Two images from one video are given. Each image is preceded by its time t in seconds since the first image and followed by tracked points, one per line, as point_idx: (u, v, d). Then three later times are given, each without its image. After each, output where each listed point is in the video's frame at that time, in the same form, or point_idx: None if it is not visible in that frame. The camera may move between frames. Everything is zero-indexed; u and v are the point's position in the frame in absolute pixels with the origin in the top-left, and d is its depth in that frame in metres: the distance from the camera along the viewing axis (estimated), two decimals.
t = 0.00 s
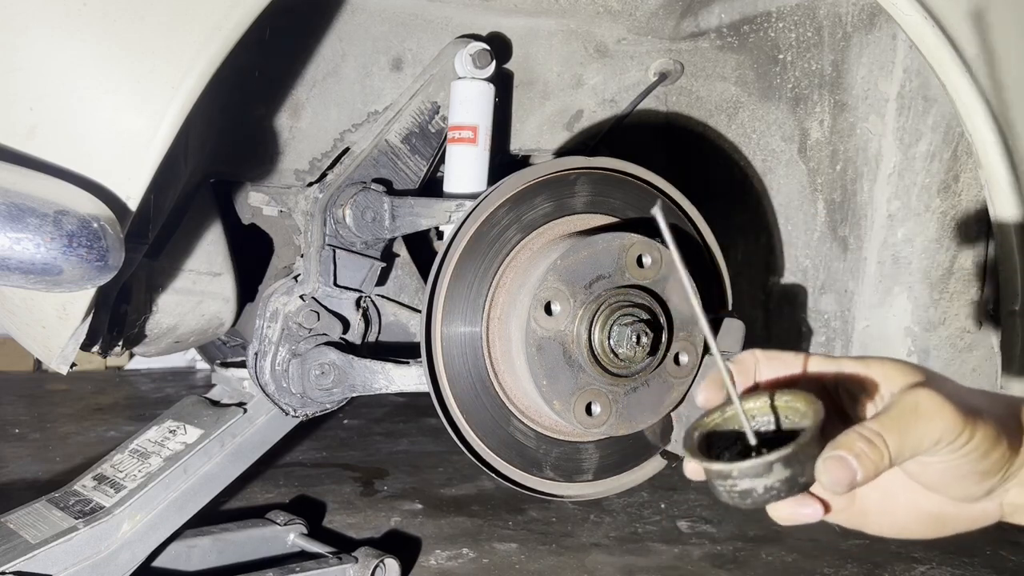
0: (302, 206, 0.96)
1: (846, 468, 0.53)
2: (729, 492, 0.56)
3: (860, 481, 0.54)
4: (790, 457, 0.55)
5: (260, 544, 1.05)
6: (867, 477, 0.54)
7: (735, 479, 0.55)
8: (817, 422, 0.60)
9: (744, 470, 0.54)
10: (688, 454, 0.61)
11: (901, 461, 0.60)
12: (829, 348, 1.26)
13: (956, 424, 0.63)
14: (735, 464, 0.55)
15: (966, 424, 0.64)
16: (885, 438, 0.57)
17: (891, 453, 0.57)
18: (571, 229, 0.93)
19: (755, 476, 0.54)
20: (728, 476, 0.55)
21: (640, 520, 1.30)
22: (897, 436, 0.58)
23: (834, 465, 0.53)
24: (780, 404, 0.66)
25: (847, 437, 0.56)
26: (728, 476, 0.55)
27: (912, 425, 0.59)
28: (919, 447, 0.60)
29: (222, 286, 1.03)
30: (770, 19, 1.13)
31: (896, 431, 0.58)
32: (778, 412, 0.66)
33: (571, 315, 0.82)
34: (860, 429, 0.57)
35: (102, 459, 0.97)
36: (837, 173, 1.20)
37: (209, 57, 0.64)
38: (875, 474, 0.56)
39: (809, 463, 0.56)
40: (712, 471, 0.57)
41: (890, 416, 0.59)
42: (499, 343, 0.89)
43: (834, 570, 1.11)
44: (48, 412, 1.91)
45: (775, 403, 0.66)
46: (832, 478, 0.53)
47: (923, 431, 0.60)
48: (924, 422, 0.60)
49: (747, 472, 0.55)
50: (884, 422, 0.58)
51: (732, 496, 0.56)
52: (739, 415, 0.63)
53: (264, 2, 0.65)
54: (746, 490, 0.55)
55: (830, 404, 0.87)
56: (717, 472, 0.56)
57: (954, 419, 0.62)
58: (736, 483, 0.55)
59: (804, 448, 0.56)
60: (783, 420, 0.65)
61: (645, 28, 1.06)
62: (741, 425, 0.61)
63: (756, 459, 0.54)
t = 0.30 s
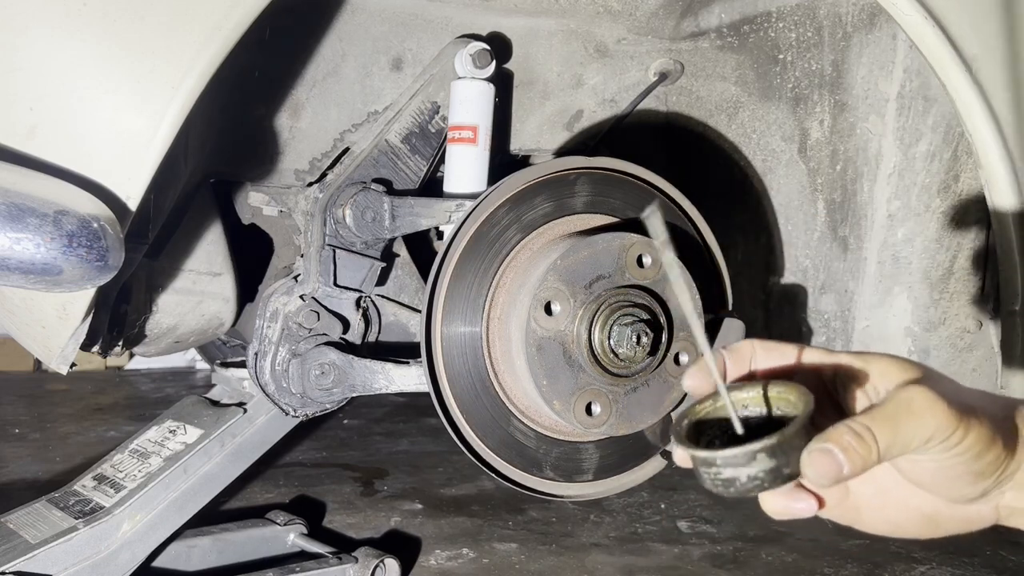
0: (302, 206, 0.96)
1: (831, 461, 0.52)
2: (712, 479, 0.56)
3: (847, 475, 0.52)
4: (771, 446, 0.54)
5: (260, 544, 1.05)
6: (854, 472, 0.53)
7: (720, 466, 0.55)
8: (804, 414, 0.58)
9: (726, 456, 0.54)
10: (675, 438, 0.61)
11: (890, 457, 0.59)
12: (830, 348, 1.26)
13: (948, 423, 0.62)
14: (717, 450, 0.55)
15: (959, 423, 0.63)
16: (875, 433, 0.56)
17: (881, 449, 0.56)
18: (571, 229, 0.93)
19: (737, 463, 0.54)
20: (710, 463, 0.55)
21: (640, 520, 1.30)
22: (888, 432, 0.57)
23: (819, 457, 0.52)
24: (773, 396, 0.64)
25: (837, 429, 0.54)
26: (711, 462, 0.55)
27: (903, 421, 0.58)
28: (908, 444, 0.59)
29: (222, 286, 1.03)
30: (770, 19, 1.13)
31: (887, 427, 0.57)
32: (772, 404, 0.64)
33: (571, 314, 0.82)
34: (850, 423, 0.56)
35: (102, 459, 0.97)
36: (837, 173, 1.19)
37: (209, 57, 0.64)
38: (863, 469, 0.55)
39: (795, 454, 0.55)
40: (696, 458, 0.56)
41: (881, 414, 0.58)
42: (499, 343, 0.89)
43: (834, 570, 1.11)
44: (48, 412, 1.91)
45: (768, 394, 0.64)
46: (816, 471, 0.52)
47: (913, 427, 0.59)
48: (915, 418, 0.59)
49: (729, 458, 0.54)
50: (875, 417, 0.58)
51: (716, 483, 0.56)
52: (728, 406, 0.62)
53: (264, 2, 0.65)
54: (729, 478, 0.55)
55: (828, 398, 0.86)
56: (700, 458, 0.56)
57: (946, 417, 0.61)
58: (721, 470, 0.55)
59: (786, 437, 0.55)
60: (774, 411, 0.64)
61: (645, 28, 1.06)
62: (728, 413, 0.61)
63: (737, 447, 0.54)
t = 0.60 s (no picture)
0: (302, 206, 0.96)
1: (822, 458, 0.51)
2: (703, 467, 0.56)
3: (834, 470, 0.51)
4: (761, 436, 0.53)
5: (260, 544, 1.05)
6: (842, 468, 0.52)
7: (710, 454, 0.55)
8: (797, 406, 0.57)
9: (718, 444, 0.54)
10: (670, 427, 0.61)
11: (883, 460, 0.57)
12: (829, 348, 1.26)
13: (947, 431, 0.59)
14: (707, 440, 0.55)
15: (958, 429, 0.61)
16: (869, 433, 0.54)
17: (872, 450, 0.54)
18: (571, 229, 0.93)
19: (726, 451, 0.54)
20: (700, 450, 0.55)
21: (640, 520, 1.30)
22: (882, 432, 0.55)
23: (809, 451, 0.51)
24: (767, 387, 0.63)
25: (831, 426, 0.53)
26: (701, 449, 0.55)
27: (900, 425, 0.56)
28: (902, 449, 0.58)
29: (222, 286, 1.03)
30: (770, 19, 1.12)
31: (882, 430, 0.55)
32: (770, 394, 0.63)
33: (571, 314, 0.82)
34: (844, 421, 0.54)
35: (102, 460, 0.97)
36: (837, 173, 1.19)
37: (209, 57, 0.64)
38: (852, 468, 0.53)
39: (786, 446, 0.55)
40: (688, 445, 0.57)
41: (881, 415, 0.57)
42: (499, 343, 0.89)
43: (834, 570, 1.11)
44: (48, 412, 1.91)
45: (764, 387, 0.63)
46: (805, 462, 0.51)
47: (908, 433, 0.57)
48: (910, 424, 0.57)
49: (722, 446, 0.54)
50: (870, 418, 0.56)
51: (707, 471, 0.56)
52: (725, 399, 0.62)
53: (264, 2, 0.65)
54: (719, 466, 0.55)
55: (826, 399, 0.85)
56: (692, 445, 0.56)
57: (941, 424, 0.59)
58: (711, 459, 0.55)
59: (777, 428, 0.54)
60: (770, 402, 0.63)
61: (645, 28, 1.06)
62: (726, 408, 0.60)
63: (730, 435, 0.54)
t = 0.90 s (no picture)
0: (302, 206, 0.96)
1: (811, 493, 0.51)
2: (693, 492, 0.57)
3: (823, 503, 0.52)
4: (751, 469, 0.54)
5: (260, 544, 1.05)
6: (832, 498, 0.53)
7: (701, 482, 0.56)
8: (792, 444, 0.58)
9: (710, 474, 0.55)
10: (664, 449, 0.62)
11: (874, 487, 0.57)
12: (829, 348, 1.26)
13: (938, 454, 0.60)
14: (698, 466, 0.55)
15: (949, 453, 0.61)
16: (856, 464, 0.55)
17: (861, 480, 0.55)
18: (571, 229, 0.93)
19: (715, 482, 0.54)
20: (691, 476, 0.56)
21: (640, 520, 1.30)
22: (870, 461, 0.56)
23: (798, 487, 0.51)
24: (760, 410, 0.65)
25: (818, 456, 0.53)
26: (693, 476, 0.56)
27: (890, 453, 0.57)
28: (892, 476, 0.58)
29: (222, 286, 1.03)
30: (770, 19, 1.12)
31: (871, 459, 0.56)
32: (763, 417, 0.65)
33: (571, 314, 0.82)
34: (833, 451, 0.55)
35: (102, 459, 0.97)
36: (837, 173, 1.19)
37: (209, 57, 0.64)
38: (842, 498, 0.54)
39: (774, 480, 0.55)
40: (680, 469, 0.58)
41: (869, 444, 0.57)
42: (499, 343, 0.89)
43: (834, 570, 1.11)
44: (48, 412, 1.91)
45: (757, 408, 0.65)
46: (793, 498, 0.51)
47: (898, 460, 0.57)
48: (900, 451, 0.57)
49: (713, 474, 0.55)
50: (861, 448, 0.56)
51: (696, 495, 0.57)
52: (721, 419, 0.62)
53: (264, 3, 0.65)
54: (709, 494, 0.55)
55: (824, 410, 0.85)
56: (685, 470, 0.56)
57: (931, 447, 0.59)
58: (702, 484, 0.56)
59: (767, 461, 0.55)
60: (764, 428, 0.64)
61: (645, 28, 1.06)
62: (721, 427, 0.61)
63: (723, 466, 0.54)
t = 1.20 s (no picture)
0: (302, 206, 0.96)
1: (790, 504, 0.52)
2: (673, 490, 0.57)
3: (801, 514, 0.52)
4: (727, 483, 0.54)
5: (260, 544, 1.05)
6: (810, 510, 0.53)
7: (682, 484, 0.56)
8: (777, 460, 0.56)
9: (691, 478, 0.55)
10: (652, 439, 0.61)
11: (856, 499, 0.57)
12: (829, 348, 1.25)
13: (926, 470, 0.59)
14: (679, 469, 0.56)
15: (932, 466, 0.60)
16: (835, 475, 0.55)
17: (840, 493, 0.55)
18: (571, 229, 0.93)
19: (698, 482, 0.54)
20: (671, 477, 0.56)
21: (640, 520, 1.30)
22: (850, 471, 0.56)
23: (777, 498, 0.52)
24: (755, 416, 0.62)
25: (801, 469, 0.54)
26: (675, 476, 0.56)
27: (873, 464, 0.57)
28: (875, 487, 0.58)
29: (222, 286, 1.03)
30: (770, 19, 1.12)
31: (852, 471, 0.56)
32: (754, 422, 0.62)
33: (571, 314, 0.82)
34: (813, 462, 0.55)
35: (102, 460, 0.97)
36: (837, 173, 1.19)
37: (209, 57, 0.64)
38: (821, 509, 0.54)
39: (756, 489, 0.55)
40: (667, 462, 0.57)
41: (851, 455, 0.57)
42: (499, 343, 0.89)
43: (834, 570, 1.11)
44: (48, 412, 1.91)
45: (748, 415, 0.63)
46: (771, 509, 0.52)
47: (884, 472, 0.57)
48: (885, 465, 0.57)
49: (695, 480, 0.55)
50: (840, 459, 0.56)
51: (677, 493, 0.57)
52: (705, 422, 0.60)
53: (264, 2, 0.65)
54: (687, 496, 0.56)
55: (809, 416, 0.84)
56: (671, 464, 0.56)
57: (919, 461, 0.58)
58: (683, 485, 0.56)
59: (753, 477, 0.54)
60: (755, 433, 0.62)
61: (645, 28, 1.06)
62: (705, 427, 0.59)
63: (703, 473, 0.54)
